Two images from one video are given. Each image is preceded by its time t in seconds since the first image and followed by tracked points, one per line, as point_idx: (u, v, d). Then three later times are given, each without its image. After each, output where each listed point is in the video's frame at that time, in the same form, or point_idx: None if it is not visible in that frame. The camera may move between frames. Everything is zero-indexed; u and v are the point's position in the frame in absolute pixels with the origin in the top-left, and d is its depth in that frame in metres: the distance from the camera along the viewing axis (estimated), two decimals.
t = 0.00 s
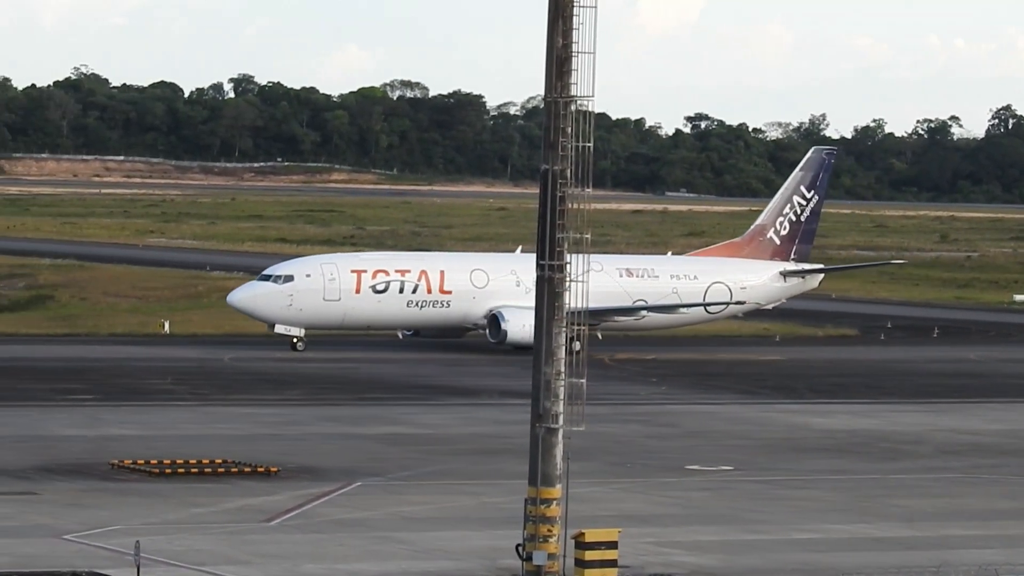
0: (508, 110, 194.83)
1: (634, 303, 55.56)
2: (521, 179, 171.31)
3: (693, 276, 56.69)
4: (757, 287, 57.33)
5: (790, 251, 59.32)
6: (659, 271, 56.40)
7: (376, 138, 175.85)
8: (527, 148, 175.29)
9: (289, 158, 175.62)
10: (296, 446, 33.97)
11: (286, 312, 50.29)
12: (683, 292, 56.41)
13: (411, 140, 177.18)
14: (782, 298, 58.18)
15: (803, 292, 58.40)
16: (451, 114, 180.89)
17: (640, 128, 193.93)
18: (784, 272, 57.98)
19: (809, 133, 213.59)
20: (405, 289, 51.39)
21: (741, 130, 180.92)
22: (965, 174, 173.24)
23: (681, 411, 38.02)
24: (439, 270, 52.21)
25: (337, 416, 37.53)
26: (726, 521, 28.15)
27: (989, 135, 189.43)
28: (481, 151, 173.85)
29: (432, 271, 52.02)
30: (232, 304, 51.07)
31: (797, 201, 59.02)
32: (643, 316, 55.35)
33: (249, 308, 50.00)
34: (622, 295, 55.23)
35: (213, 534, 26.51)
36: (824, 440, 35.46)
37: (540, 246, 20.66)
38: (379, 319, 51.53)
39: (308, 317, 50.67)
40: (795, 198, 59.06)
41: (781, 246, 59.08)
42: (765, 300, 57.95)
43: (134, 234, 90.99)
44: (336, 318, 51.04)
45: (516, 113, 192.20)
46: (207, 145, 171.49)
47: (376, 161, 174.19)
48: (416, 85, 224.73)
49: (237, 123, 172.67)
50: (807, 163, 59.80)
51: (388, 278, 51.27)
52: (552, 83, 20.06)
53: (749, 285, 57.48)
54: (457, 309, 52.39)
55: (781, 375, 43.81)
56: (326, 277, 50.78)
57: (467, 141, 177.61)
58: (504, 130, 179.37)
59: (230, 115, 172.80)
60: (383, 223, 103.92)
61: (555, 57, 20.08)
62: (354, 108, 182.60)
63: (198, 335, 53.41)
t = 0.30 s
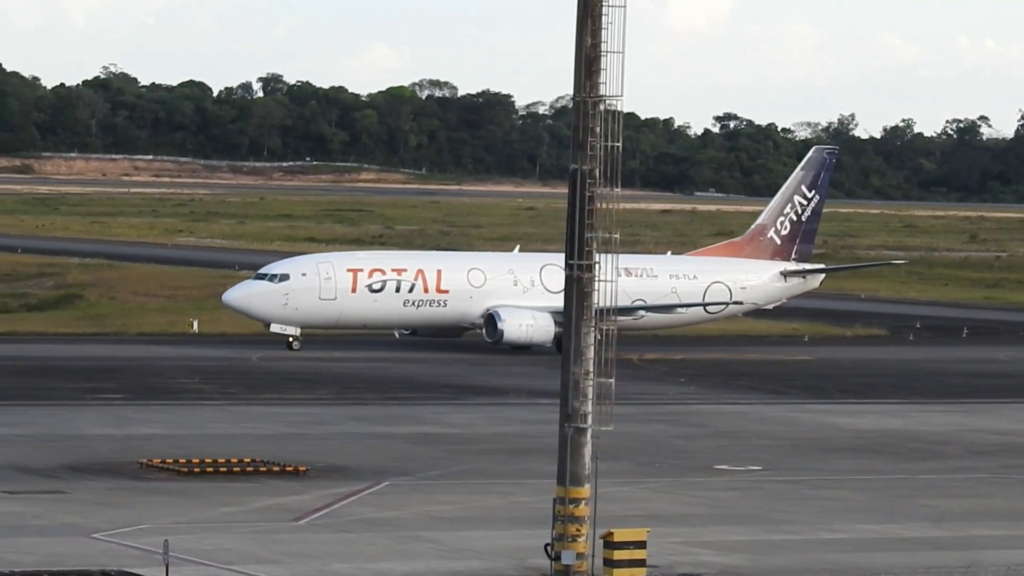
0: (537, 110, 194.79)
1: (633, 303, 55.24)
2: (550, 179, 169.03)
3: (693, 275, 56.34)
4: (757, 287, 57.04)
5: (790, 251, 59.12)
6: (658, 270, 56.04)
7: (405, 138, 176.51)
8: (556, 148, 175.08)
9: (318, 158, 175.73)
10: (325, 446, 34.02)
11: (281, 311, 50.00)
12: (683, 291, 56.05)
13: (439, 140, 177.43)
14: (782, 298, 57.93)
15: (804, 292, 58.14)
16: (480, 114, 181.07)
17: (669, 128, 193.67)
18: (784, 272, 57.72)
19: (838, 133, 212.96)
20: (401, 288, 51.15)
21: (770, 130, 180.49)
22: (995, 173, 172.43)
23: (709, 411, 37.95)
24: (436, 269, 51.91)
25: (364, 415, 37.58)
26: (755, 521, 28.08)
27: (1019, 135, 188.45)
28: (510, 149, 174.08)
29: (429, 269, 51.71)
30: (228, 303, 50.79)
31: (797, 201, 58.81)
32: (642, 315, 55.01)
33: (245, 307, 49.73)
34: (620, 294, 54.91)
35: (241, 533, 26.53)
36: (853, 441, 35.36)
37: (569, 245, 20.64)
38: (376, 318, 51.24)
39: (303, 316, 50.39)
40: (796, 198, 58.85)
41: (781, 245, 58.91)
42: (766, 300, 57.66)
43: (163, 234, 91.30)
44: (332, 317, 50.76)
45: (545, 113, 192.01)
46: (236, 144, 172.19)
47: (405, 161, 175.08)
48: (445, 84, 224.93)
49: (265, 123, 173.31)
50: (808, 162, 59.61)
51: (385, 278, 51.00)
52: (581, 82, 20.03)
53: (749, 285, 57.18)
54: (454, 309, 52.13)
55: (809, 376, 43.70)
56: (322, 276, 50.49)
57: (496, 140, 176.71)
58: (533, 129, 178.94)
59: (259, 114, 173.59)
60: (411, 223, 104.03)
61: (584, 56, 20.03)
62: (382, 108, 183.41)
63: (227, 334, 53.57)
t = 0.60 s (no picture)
0: (566, 109, 194.88)
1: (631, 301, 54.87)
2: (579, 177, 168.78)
3: (692, 273, 55.66)
4: (757, 284, 56.28)
5: (791, 249, 58.31)
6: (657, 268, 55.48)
7: (433, 137, 176.87)
8: (585, 145, 174.66)
9: (346, 157, 175.48)
10: (355, 445, 34.06)
11: (277, 310, 49.81)
12: (681, 289, 55.43)
13: (468, 138, 177.76)
14: (782, 296, 57.17)
15: (805, 290, 57.24)
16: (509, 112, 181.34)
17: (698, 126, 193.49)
18: (784, 270, 56.94)
19: (868, 130, 212.46)
20: (397, 286, 50.85)
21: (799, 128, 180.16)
22: None
23: (738, 409, 37.88)
24: (432, 267, 51.55)
25: (393, 414, 37.62)
26: (785, 520, 27.98)
27: None
28: (538, 148, 173.76)
29: (425, 268, 51.37)
30: (224, 301, 50.60)
31: (798, 198, 58.02)
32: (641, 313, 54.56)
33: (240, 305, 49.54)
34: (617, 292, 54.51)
35: (270, 532, 26.57)
36: (883, 439, 35.23)
37: (597, 244, 20.62)
38: (373, 316, 50.96)
39: (299, 315, 50.15)
40: (797, 196, 58.07)
41: (781, 244, 58.16)
42: (766, 298, 56.88)
43: (192, 233, 91.77)
44: (328, 316, 50.52)
45: (573, 110, 192.02)
46: (264, 143, 172.87)
47: (434, 159, 175.53)
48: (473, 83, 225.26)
49: (294, 121, 173.87)
50: (808, 159, 58.76)
51: (381, 275, 50.70)
52: (609, 81, 20.01)
53: (748, 283, 56.44)
54: (451, 307, 51.78)
55: (839, 373, 43.59)
56: (317, 274, 50.25)
57: (524, 138, 176.21)
58: (561, 126, 178.48)
59: (288, 113, 174.29)
60: (441, 221, 104.35)
61: (613, 55, 19.99)
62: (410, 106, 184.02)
63: (256, 333, 53.75)
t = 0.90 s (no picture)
0: (600, 106, 194.70)
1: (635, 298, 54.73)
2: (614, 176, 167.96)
3: (697, 270, 55.02)
4: (763, 282, 55.72)
5: (797, 245, 57.45)
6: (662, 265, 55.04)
7: (467, 135, 176.99)
8: (621, 143, 173.06)
9: (381, 155, 175.57)
10: (390, 443, 34.17)
11: (278, 309, 49.31)
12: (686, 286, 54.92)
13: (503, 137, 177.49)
14: (788, 292, 56.54)
15: (811, 286, 56.77)
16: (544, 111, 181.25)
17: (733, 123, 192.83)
18: (791, 266, 56.32)
19: (904, 127, 211.46)
20: (400, 285, 50.45)
21: (835, 125, 179.25)
22: None
23: (774, 407, 37.82)
24: (434, 266, 51.19)
25: (428, 412, 37.68)
26: (822, 516, 27.91)
27: None
28: (572, 146, 173.06)
29: (427, 266, 51.00)
30: (223, 301, 50.04)
31: (805, 195, 57.13)
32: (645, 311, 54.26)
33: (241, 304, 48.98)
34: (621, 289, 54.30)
35: (305, 531, 26.57)
36: (920, 435, 35.10)
37: (632, 242, 20.58)
38: (374, 315, 50.52)
39: (301, 314, 49.67)
40: (803, 191, 57.13)
41: (788, 240, 57.20)
42: (772, 295, 56.30)
43: (225, 232, 91.88)
44: (329, 315, 50.06)
45: (609, 108, 191.51)
46: (299, 142, 173.11)
47: (469, 157, 175.59)
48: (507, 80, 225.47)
49: (328, 121, 174.21)
50: (814, 155, 57.79)
51: (382, 274, 50.31)
52: (643, 79, 20.02)
53: (754, 280, 55.84)
54: (453, 305, 51.37)
55: (876, 370, 43.42)
56: (319, 272, 49.80)
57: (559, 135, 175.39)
58: (597, 125, 177.54)
59: (321, 113, 174.47)
60: (476, 220, 104.28)
61: (646, 53, 20.00)
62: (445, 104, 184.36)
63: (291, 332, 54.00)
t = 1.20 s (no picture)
0: (638, 104, 194.73)
1: (641, 296, 54.52)
2: (652, 173, 169.67)
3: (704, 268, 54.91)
4: (771, 280, 55.49)
5: (805, 242, 57.23)
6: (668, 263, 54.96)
7: (504, 133, 177.46)
8: (658, 141, 172.94)
9: (418, 154, 176.15)
10: (429, 442, 34.26)
11: (282, 308, 49.27)
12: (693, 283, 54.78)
13: (540, 135, 177.42)
14: (796, 290, 56.40)
15: (820, 284, 56.70)
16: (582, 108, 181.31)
17: (770, 120, 192.23)
18: (799, 263, 56.18)
19: (942, 124, 210.56)
20: (404, 283, 50.37)
21: (871, 122, 178.40)
22: None
23: (812, 404, 37.75)
24: (439, 264, 51.08)
25: (466, 410, 37.78)
26: (861, 514, 27.85)
27: None
28: (609, 143, 172.73)
29: (431, 264, 50.90)
30: (227, 299, 50.04)
31: (813, 192, 56.84)
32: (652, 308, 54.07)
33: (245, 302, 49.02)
34: (627, 286, 54.20)
35: (344, 531, 26.44)
36: (958, 432, 34.97)
37: (670, 238, 20.54)
38: (377, 313, 50.45)
39: (304, 313, 49.61)
40: (811, 188, 56.88)
41: (796, 236, 56.97)
42: (780, 293, 56.12)
43: (263, 231, 92.14)
44: (333, 313, 49.98)
45: (646, 106, 191.06)
46: (337, 141, 173.06)
47: (506, 156, 175.84)
48: (545, 78, 225.77)
49: (365, 120, 175.01)
50: (822, 151, 57.42)
51: (387, 272, 50.24)
52: (681, 76, 20.01)
53: (762, 278, 55.60)
54: (458, 303, 51.27)
55: (914, 367, 43.32)
56: (322, 271, 49.73)
57: (596, 133, 174.77)
58: (633, 122, 177.30)
59: (359, 112, 175.44)
60: (514, 218, 104.35)
61: (684, 50, 19.99)
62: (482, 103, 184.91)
63: (328, 331, 54.24)
